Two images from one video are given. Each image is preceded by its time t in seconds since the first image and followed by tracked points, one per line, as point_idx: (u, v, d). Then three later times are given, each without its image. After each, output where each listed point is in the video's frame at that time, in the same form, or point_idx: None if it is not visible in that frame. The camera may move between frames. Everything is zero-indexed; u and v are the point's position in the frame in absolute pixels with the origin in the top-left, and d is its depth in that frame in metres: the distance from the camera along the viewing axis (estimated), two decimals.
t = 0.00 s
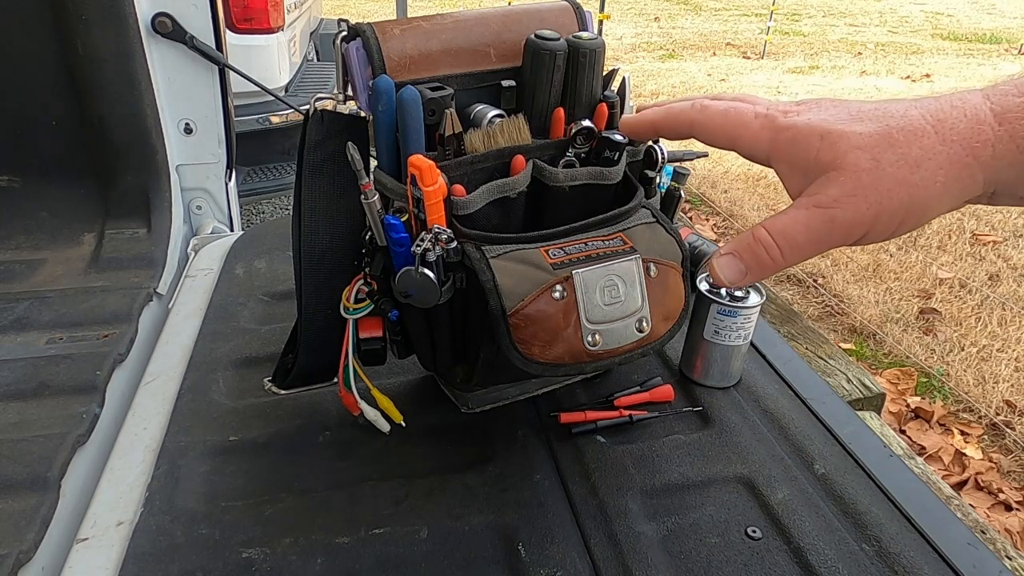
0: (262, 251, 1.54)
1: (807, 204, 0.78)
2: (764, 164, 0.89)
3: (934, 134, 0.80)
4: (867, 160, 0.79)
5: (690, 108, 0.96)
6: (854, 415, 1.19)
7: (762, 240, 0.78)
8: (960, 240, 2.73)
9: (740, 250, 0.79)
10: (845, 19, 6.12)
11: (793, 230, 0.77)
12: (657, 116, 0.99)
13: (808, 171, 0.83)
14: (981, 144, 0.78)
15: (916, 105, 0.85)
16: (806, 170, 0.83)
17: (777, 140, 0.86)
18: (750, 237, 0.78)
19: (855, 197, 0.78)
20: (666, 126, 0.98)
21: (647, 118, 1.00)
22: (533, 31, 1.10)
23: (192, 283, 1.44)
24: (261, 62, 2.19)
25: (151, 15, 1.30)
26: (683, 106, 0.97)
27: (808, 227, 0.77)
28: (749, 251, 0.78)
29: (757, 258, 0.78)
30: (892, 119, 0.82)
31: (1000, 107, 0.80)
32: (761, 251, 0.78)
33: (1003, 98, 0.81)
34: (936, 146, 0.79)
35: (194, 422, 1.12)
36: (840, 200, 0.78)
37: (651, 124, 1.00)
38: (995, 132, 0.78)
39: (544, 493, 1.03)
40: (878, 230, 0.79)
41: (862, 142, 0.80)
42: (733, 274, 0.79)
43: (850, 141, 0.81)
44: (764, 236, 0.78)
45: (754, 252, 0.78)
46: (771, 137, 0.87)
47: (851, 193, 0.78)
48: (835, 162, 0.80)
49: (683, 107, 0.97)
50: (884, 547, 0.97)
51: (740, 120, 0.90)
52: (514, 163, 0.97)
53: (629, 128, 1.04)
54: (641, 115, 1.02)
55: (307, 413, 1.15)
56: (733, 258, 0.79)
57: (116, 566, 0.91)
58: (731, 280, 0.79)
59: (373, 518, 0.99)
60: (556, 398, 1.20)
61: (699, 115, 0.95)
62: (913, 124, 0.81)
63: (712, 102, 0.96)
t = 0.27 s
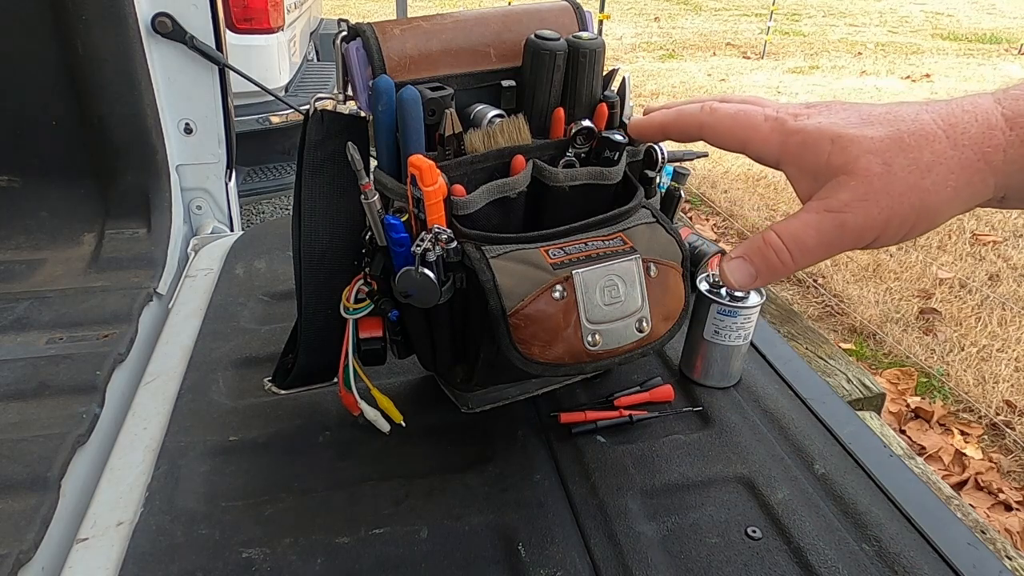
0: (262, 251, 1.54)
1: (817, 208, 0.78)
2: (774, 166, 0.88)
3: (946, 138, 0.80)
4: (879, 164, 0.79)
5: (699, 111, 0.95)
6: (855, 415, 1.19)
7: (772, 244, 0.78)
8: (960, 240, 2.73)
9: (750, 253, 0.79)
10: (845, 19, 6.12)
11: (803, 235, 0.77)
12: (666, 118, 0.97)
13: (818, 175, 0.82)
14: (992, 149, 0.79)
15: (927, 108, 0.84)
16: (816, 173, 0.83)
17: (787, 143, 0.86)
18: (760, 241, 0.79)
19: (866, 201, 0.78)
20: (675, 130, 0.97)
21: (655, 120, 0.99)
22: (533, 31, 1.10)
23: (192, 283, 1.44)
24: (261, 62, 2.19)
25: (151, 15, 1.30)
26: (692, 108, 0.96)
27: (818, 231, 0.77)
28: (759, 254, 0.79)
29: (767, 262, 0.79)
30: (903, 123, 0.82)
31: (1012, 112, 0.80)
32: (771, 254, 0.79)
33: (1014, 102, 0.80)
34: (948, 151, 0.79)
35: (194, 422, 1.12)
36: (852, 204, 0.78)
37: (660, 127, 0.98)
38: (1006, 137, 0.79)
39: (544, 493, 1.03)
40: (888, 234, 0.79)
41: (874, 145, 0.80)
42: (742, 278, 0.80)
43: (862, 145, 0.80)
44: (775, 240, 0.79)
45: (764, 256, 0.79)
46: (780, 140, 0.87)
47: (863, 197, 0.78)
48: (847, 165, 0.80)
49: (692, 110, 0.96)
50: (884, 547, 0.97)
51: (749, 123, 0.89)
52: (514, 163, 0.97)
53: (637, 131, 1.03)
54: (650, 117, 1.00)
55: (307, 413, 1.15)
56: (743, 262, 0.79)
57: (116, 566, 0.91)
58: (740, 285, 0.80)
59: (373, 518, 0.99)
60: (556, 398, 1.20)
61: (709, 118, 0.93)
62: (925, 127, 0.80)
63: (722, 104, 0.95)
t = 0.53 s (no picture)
0: (262, 251, 1.54)
1: (807, 210, 0.79)
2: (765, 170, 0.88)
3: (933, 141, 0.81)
4: (867, 166, 0.79)
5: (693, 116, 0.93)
6: (854, 415, 1.19)
7: (764, 246, 0.78)
8: (960, 240, 2.73)
9: (744, 256, 0.79)
10: (845, 19, 6.12)
11: (795, 237, 0.77)
12: (662, 124, 0.95)
13: (809, 178, 0.82)
14: (977, 151, 0.79)
15: (914, 112, 0.85)
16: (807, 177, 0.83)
17: (778, 149, 0.86)
18: (753, 243, 0.79)
19: (855, 204, 0.78)
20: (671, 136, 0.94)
21: (651, 126, 0.96)
22: (532, 31, 1.10)
23: (192, 283, 1.44)
24: (261, 62, 2.19)
25: (151, 15, 1.30)
26: (686, 113, 0.94)
27: (809, 233, 0.78)
28: (753, 257, 0.79)
29: (761, 264, 0.79)
30: (891, 127, 0.82)
31: (995, 115, 0.81)
32: (763, 257, 0.78)
33: (998, 106, 0.82)
34: (933, 153, 0.80)
35: (194, 422, 1.12)
36: (841, 206, 0.78)
37: (656, 133, 0.96)
38: (990, 139, 0.80)
39: (544, 493, 1.03)
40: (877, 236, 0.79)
41: (862, 148, 0.80)
42: (738, 280, 0.80)
43: (851, 149, 0.80)
44: (767, 242, 0.78)
45: (756, 258, 0.79)
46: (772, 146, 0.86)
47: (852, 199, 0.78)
48: (836, 167, 0.80)
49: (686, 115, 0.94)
50: (884, 547, 0.97)
51: (742, 128, 0.89)
52: (514, 163, 0.97)
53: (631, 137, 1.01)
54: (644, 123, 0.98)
55: (307, 413, 1.15)
56: (738, 264, 0.80)
57: (116, 566, 0.91)
58: (736, 286, 0.80)
59: (373, 518, 0.99)
60: (556, 398, 1.20)
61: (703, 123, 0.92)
62: (911, 131, 0.81)
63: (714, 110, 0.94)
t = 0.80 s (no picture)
0: (263, 251, 1.54)
1: (806, 220, 0.77)
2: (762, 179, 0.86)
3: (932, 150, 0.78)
4: (866, 176, 0.77)
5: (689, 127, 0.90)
6: (854, 415, 1.19)
7: (764, 257, 0.77)
8: (961, 240, 2.73)
9: (743, 266, 0.79)
10: (845, 19, 6.12)
11: (795, 247, 0.76)
12: (659, 134, 0.90)
13: (808, 188, 0.80)
14: (975, 160, 0.77)
15: (911, 120, 0.83)
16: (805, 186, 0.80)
17: (776, 158, 0.82)
18: (753, 253, 0.78)
19: (855, 214, 0.76)
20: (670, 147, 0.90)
21: (647, 136, 0.91)
22: (532, 31, 1.10)
23: (192, 283, 1.44)
24: (261, 62, 2.19)
25: (151, 15, 1.30)
26: (682, 124, 0.91)
27: (808, 244, 0.76)
28: (753, 267, 0.78)
29: (761, 274, 0.78)
30: (888, 136, 0.80)
31: (993, 123, 0.79)
32: (763, 267, 0.78)
33: (995, 115, 0.79)
34: (932, 163, 0.78)
35: (194, 422, 1.12)
36: (840, 217, 0.76)
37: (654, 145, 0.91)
38: (988, 149, 0.77)
39: (544, 493, 1.03)
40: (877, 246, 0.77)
41: (861, 157, 0.78)
42: (736, 292, 0.79)
43: (849, 159, 0.78)
44: (767, 252, 0.77)
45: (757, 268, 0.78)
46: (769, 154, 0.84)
47: (851, 210, 0.76)
48: (835, 177, 0.78)
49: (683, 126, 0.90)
50: (884, 547, 0.97)
51: (740, 138, 0.86)
52: (514, 163, 0.97)
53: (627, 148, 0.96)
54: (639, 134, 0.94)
55: (307, 413, 1.15)
56: (737, 274, 0.79)
57: (116, 566, 0.91)
58: (735, 298, 0.79)
59: (374, 518, 0.99)
60: (556, 398, 1.20)
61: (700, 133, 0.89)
62: (908, 140, 0.79)
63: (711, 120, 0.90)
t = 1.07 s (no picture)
0: (262, 251, 1.54)
1: (821, 227, 0.76)
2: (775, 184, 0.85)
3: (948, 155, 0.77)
4: (880, 182, 0.76)
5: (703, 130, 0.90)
6: (854, 415, 1.19)
7: (777, 264, 0.76)
8: (961, 240, 2.73)
9: (756, 274, 0.77)
10: (845, 19, 6.12)
11: (810, 254, 0.74)
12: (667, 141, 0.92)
13: (821, 193, 0.79)
14: (992, 165, 0.76)
15: (926, 123, 0.82)
16: (819, 192, 0.79)
17: (788, 163, 0.82)
18: (765, 260, 0.77)
19: (869, 219, 0.75)
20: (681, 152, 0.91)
21: (654, 142, 0.93)
22: (532, 31, 1.10)
23: (192, 283, 1.44)
24: (261, 62, 2.19)
25: (151, 15, 1.30)
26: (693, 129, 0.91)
27: (823, 249, 0.75)
28: (766, 275, 0.77)
29: (774, 282, 0.76)
30: (903, 140, 0.79)
31: (1010, 128, 0.78)
32: (777, 274, 0.76)
33: (1011, 118, 0.79)
34: (947, 168, 0.77)
35: (194, 422, 1.12)
36: (854, 223, 0.75)
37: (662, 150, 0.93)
38: (1004, 152, 0.77)
39: (544, 493, 1.03)
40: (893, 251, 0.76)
41: (875, 163, 0.77)
42: (750, 299, 0.78)
43: (863, 163, 0.77)
44: (781, 259, 0.76)
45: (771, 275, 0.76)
46: (781, 158, 0.83)
47: (866, 217, 0.75)
48: (850, 183, 0.77)
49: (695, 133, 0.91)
50: (884, 547, 0.97)
51: (751, 143, 0.86)
52: (514, 163, 0.97)
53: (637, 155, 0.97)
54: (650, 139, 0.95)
55: (307, 413, 1.15)
56: (749, 282, 0.77)
57: (116, 566, 0.91)
58: (747, 305, 0.78)
59: (373, 518, 0.99)
60: (556, 398, 1.20)
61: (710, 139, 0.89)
62: (923, 144, 0.78)
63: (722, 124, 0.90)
